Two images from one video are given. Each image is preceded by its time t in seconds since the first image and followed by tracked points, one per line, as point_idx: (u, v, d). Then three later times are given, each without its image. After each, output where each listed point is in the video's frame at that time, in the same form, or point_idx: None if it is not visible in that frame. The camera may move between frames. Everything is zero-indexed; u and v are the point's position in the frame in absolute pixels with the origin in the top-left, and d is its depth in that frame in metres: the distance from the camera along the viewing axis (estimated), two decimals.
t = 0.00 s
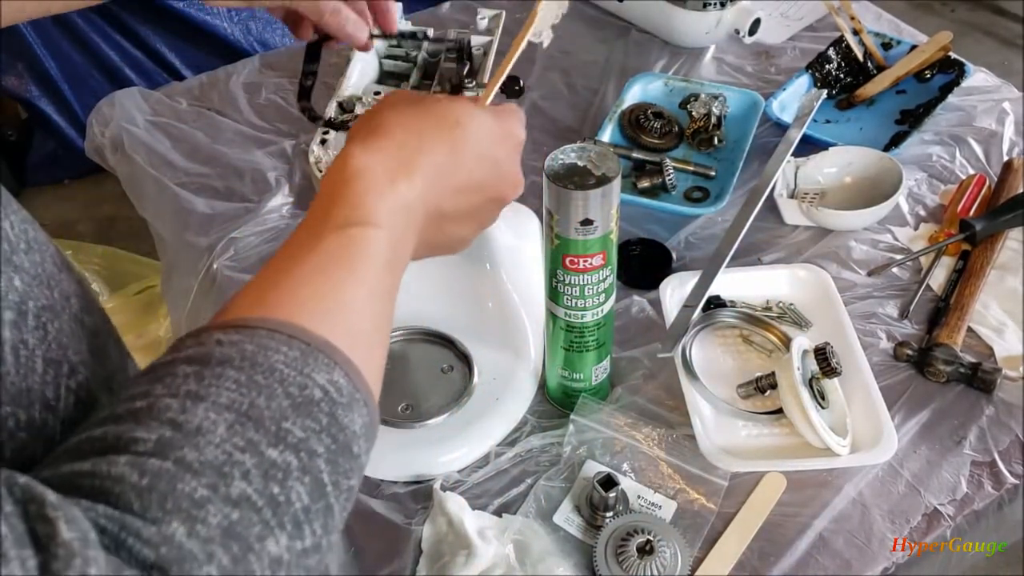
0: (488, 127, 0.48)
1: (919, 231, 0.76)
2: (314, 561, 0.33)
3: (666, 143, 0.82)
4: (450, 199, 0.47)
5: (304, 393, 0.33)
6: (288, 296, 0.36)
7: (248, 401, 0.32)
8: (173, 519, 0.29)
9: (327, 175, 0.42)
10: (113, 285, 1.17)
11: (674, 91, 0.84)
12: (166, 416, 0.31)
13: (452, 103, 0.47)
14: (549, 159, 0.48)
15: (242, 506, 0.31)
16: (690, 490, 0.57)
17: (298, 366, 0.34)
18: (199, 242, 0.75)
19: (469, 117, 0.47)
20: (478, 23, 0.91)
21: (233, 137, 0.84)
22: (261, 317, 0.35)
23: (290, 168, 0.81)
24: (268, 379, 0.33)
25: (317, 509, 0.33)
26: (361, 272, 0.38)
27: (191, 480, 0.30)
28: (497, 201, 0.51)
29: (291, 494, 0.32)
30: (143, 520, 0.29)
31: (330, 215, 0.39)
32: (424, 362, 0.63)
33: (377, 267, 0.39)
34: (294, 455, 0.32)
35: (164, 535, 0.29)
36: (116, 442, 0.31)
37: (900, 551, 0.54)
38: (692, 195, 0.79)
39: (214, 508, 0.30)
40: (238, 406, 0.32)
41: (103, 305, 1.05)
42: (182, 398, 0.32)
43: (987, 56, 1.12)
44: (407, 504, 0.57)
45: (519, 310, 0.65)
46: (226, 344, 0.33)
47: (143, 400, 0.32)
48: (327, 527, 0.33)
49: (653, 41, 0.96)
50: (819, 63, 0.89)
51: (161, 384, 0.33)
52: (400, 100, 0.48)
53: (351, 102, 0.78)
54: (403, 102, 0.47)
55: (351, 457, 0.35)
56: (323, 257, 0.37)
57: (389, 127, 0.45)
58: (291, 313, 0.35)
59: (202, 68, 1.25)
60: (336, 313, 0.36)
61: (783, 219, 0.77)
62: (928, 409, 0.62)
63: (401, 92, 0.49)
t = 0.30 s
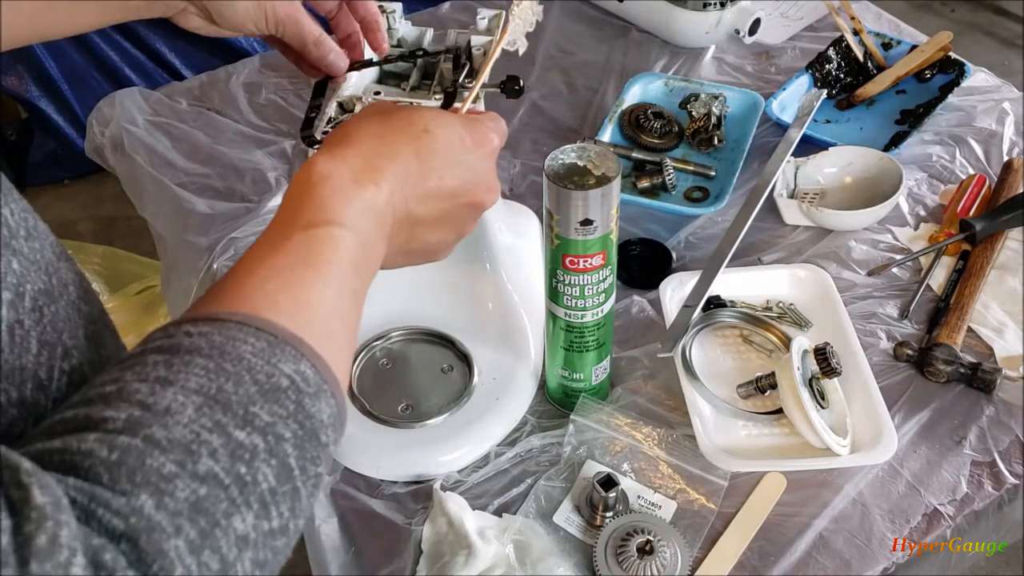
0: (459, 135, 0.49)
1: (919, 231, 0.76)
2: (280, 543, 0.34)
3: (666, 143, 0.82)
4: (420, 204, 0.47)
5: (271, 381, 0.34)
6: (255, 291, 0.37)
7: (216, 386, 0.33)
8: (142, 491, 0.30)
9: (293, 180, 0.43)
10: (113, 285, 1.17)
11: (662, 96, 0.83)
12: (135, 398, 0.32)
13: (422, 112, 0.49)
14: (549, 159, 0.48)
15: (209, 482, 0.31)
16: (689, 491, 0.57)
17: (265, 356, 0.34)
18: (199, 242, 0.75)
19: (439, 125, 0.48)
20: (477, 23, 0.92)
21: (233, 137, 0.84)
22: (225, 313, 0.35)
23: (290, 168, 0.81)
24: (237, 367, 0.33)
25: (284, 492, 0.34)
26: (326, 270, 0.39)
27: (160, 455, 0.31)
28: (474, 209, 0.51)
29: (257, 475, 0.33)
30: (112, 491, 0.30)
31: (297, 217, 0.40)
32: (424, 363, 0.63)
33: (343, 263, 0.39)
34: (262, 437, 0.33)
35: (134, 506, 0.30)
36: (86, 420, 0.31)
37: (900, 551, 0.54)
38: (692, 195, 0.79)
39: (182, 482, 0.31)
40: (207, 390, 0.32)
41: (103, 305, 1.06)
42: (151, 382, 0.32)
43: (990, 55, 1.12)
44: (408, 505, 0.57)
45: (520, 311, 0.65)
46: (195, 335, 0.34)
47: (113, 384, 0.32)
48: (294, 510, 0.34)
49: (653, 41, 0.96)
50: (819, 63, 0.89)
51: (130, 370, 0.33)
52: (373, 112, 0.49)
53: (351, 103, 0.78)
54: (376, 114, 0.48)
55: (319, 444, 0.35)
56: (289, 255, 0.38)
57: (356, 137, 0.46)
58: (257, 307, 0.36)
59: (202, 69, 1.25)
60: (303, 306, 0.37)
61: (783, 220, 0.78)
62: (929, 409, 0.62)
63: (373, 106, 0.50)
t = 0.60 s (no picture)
0: (494, 171, 0.47)
1: (919, 231, 0.76)
2: None
3: (666, 143, 0.82)
4: (439, 240, 0.46)
5: (251, 444, 0.33)
6: (250, 333, 0.36)
7: (193, 446, 0.32)
8: (97, 561, 0.30)
9: (311, 204, 0.41)
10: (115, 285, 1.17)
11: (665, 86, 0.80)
12: (109, 452, 0.31)
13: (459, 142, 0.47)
14: (550, 158, 0.48)
15: (168, 556, 0.31)
16: (689, 490, 0.57)
17: (249, 413, 0.34)
18: (199, 242, 0.75)
19: (473, 160, 0.46)
20: (478, 23, 0.92)
21: (232, 137, 0.84)
22: (219, 348, 0.35)
23: (290, 168, 0.81)
24: (218, 424, 0.33)
25: (246, 562, 0.33)
26: (325, 314, 0.38)
27: (123, 522, 0.30)
28: (491, 249, 0.50)
29: (222, 547, 0.32)
30: (66, 558, 0.30)
31: (305, 251, 0.39)
32: (425, 362, 0.63)
33: (343, 310, 0.39)
34: (232, 507, 0.32)
35: None
36: (54, 471, 0.31)
37: (900, 551, 0.54)
38: (692, 195, 0.79)
39: (140, 555, 0.30)
40: (183, 450, 0.32)
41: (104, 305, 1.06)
42: (129, 433, 0.32)
43: (990, 55, 1.12)
44: (408, 505, 0.57)
45: (520, 312, 0.65)
46: (185, 379, 0.33)
47: (90, 428, 0.32)
48: None
49: (653, 41, 0.96)
50: (819, 63, 0.89)
51: (110, 413, 0.32)
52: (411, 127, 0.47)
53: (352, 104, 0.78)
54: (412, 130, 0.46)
55: (290, 510, 0.35)
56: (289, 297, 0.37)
57: (386, 160, 0.44)
58: (249, 351, 0.35)
59: (202, 69, 1.25)
60: (294, 354, 0.36)
61: (783, 219, 0.78)
62: (929, 409, 0.62)
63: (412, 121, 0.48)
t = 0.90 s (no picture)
0: (580, 180, 0.43)
1: (919, 231, 0.76)
2: None
3: (666, 143, 0.83)
4: (507, 251, 0.42)
5: (243, 488, 0.29)
6: (277, 350, 0.32)
7: (173, 491, 0.28)
8: None
9: (376, 202, 0.37)
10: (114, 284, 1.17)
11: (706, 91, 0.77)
12: (79, 491, 0.28)
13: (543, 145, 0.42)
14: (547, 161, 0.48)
15: None
16: (689, 490, 0.57)
17: (249, 452, 0.30)
18: (199, 242, 0.75)
19: (559, 165, 0.42)
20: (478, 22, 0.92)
21: (233, 137, 0.84)
22: (238, 368, 0.31)
23: (290, 168, 0.81)
24: (209, 465, 0.29)
25: None
26: (369, 333, 0.33)
27: None
28: (570, 260, 0.46)
29: None
30: None
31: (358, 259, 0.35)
32: (425, 361, 0.63)
33: (390, 330, 0.34)
34: (207, 562, 0.29)
35: None
36: (16, 505, 0.28)
37: (900, 551, 0.54)
38: (692, 195, 0.79)
39: None
40: (161, 494, 0.28)
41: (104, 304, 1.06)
42: (107, 469, 0.28)
43: (990, 55, 1.12)
44: (408, 505, 0.57)
45: (519, 311, 0.66)
46: (187, 406, 0.29)
47: (69, 458, 0.29)
48: None
49: (653, 41, 0.96)
50: (819, 63, 0.89)
51: (96, 442, 0.29)
52: (495, 124, 0.43)
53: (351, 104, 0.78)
54: (493, 128, 0.42)
55: (285, 562, 0.31)
56: (331, 311, 0.33)
57: (463, 162, 0.40)
58: (272, 372, 0.31)
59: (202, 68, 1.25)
60: (322, 379, 0.32)
61: (783, 219, 0.78)
62: (929, 409, 0.62)
63: (500, 116, 0.44)
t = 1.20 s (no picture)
0: (572, 206, 0.44)
1: (919, 231, 0.76)
2: None
3: (666, 143, 0.82)
4: (492, 273, 0.43)
5: (199, 518, 0.28)
6: (249, 375, 0.31)
7: (125, 518, 0.27)
8: None
9: (362, 225, 0.38)
10: (113, 284, 1.17)
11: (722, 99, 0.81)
12: (28, 515, 0.25)
13: (532, 171, 0.43)
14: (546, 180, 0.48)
15: None
16: (689, 491, 0.57)
17: (207, 480, 0.28)
18: (199, 242, 0.75)
19: (551, 191, 0.43)
20: (478, 22, 0.92)
21: (232, 137, 0.84)
22: (206, 391, 0.30)
23: (290, 168, 0.81)
24: (165, 493, 0.27)
25: None
26: (343, 359, 0.33)
27: None
28: (562, 286, 0.47)
29: None
30: None
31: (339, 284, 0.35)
32: (425, 361, 0.63)
33: (367, 356, 0.34)
34: None
35: None
36: None
37: (900, 551, 0.54)
38: (692, 195, 0.79)
39: None
40: (112, 523, 0.26)
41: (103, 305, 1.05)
42: (61, 493, 0.26)
43: (990, 55, 1.12)
44: (408, 505, 0.57)
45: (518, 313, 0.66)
46: (148, 430, 0.28)
47: (22, 479, 0.26)
48: None
49: (653, 41, 0.96)
50: (820, 63, 0.89)
51: (54, 461, 0.27)
52: (487, 149, 0.43)
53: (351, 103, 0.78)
54: (484, 154, 0.43)
55: None
56: (307, 337, 0.33)
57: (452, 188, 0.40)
58: (241, 398, 0.30)
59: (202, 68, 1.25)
60: (292, 405, 0.31)
61: (783, 219, 0.78)
62: (929, 409, 0.62)
63: (491, 140, 0.44)
